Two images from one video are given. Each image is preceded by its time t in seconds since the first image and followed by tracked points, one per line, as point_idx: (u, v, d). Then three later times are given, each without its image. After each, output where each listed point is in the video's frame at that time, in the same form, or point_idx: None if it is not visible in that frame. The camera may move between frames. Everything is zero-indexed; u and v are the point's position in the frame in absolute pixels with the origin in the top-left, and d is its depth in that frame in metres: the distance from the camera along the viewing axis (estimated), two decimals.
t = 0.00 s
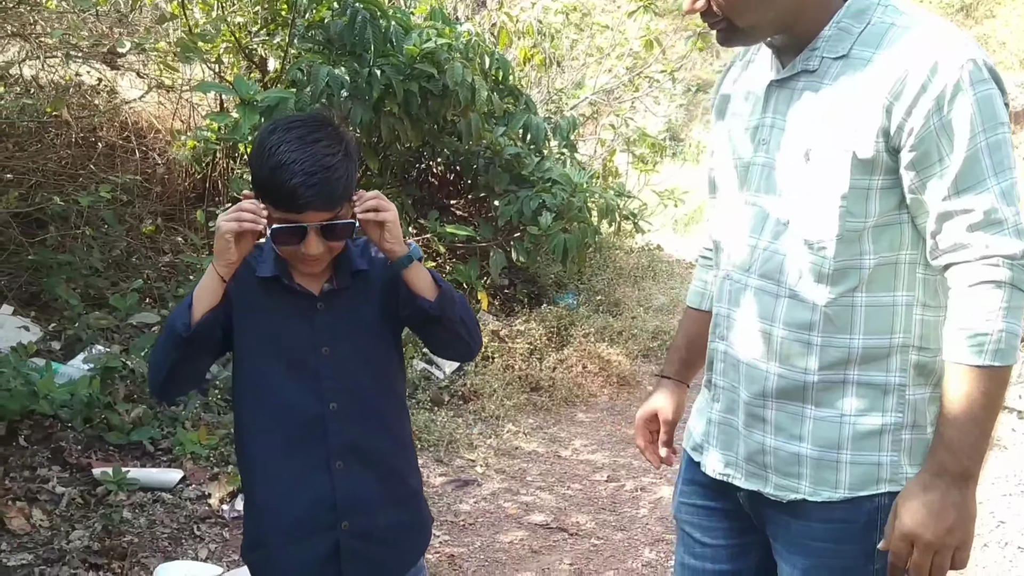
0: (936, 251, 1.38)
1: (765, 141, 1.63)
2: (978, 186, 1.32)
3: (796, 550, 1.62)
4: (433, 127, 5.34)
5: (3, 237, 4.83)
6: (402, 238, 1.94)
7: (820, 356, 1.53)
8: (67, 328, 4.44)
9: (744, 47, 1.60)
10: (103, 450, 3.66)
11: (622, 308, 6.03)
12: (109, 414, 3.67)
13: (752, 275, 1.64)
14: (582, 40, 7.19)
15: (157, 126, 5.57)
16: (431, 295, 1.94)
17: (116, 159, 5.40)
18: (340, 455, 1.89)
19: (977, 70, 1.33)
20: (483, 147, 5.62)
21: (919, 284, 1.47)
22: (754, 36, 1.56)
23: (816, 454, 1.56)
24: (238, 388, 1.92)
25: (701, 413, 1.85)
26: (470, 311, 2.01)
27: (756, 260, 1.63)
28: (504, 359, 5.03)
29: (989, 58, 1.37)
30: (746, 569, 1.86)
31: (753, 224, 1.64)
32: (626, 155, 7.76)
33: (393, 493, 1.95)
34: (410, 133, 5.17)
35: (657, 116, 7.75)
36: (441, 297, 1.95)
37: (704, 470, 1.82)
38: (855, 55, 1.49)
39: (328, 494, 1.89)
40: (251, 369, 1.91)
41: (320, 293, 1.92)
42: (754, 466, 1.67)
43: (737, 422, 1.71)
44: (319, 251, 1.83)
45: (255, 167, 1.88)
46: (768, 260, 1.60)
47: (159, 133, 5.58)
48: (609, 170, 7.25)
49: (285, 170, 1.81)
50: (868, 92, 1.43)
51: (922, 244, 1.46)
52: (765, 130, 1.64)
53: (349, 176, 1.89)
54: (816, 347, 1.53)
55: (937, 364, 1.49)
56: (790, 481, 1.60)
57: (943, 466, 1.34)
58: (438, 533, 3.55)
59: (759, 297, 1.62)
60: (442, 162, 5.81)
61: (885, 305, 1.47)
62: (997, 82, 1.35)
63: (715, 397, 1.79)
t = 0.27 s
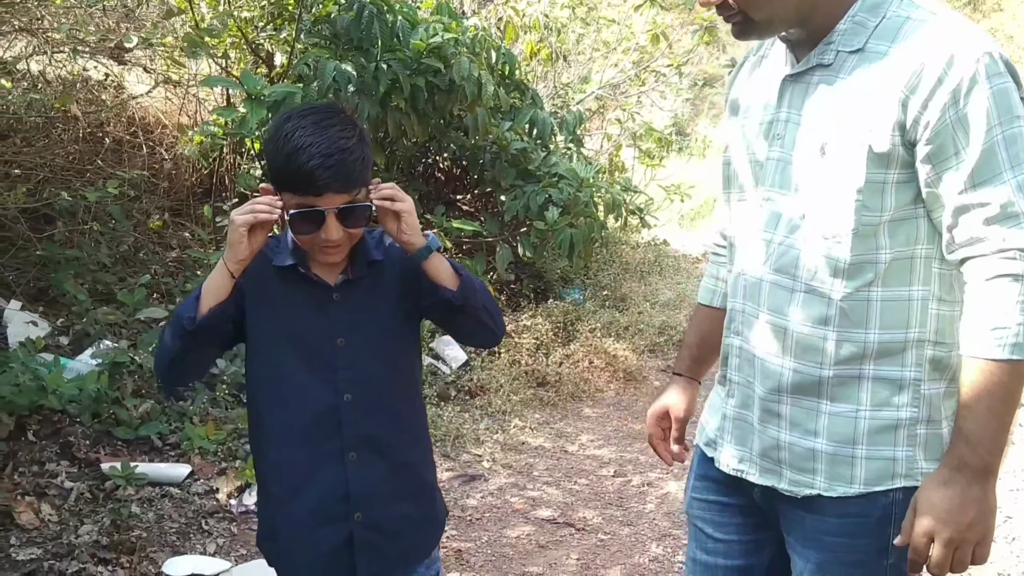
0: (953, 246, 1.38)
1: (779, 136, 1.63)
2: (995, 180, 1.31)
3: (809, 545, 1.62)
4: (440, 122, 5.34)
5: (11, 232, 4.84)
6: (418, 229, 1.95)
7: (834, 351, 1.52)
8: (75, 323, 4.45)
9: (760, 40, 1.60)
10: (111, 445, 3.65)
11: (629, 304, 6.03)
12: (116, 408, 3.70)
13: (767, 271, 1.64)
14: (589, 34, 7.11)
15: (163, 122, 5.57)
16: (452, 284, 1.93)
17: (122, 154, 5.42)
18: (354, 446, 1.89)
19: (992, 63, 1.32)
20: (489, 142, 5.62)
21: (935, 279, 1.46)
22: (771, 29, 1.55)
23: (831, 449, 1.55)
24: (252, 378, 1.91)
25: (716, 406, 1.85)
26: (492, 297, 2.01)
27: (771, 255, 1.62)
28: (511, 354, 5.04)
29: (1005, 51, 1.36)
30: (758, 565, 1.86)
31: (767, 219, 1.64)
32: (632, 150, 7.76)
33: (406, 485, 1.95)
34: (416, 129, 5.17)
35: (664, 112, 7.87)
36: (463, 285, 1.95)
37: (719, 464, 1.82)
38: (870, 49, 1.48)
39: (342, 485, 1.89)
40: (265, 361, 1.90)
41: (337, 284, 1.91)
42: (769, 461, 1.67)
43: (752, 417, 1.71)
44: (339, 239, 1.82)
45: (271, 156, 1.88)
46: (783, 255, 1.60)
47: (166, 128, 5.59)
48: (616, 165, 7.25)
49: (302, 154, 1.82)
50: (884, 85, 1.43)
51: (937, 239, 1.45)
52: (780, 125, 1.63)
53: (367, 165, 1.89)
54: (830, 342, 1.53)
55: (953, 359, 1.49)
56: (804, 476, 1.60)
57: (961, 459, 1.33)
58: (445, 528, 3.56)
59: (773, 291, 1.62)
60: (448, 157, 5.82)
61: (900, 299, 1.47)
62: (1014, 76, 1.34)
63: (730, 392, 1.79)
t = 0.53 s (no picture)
0: (963, 241, 1.37)
1: (789, 133, 1.62)
2: (1005, 175, 1.31)
3: (818, 542, 1.61)
4: (446, 120, 5.34)
5: (19, 230, 4.86)
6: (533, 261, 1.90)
7: (844, 347, 1.52)
8: (81, 321, 4.47)
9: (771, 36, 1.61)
10: (118, 442, 3.68)
11: (634, 302, 6.02)
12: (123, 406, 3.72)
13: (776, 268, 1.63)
14: (595, 32, 7.11)
15: (169, 120, 5.58)
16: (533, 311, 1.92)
17: (130, 153, 5.37)
18: (368, 436, 1.89)
19: (1002, 58, 1.32)
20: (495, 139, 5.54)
21: (944, 276, 1.46)
22: (783, 25, 1.57)
23: (841, 446, 1.55)
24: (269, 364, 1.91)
25: (727, 400, 1.84)
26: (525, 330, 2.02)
27: (781, 252, 1.62)
28: (517, 351, 5.04)
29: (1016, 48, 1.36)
30: (764, 563, 1.85)
31: (777, 215, 1.64)
32: (638, 148, 7.76)
33: (418, 476, 1.94)
34: (422, 127, 5.17)
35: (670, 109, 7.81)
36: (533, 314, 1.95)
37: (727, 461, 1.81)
38: (880, 46, 1.47)
39: (355, 475, 1.89)
40: (281, 349, 1.89)
41: (352, 274, 1.91)
42: (778, 458, 1.67)
43: (761, 414, 1.71)
44: (357, 205, 1.87)
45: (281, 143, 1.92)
46: (793, 251, 1.59)
47: (172, 127, 5.59)
48: (622, 163, 7.25)
49: (313, 127, 1.87)
50: (895, 82, 1.42)
51: (947, 235, 1.45)
52: (789, 123, 1.63)
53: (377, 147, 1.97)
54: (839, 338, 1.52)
55: (962, 356, 1.48)
56: (813, 473, 1.60)
57: (972, 454, 1.32)
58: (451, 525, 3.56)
59: (783, 288, 1.62)
60: (454, 155, 5.82)
61: (910, 295, 1.46)
62: None
63: (738, 389, 1.78)
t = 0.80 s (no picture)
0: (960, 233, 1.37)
1: (786, 129, 1.62)
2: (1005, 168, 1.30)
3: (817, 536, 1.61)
4: (446, 118, 5.34)
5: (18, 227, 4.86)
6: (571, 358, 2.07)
7: (842, 342, 1.52)
8: (81, 318, 4.47)
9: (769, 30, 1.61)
10: (117, 440, 3.68)
11: (634, 299, 6.02)
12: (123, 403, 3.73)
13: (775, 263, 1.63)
14: (595, 29, 7.13)
15: (169, 117, 5.58)
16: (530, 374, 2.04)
17: (129, 150, 5.38)
18: (360, 414, 1.90)
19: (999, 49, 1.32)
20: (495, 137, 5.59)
21: (942, 270, 1.46)
22: (780, 16, 1.56)
23: (840, 440, 1.54)
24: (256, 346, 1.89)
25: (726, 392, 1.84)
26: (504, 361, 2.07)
27: (780, 246, 1.62)
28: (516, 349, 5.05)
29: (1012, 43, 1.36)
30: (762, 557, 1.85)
31: (775, 210, 1.63)
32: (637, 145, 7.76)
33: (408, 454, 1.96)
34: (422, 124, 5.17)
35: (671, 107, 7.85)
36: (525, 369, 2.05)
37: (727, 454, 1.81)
38: (877, 42, 1.47)
39: (349, 454, 1.90)
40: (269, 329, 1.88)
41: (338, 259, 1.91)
42: (776, 453, 1.66)
43: (759, 408, 1.70)
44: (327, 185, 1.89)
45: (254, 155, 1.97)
46: (791, 246, 1.59)
47: (172, 124, 5.60)
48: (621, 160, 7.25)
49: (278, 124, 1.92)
50: (890, 77, 1.42)
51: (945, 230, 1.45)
52: (785, 119, 1.63)
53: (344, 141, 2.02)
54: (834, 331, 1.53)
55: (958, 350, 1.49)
56: (812, 466, 1.59)
57: (977, 444, 1.32)
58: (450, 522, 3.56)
59: (781, 282, 1.62)
60: (455, 152, 5.80)
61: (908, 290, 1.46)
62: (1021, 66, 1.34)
63: (736, 383, 1.78)
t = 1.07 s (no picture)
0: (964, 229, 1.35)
1: (794, 130, 1.62)
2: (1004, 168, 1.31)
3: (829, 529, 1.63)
4: (454, 111, 5.35)
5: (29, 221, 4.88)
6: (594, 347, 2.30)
7: (855, 337, 1.53)
8: (92, 310, 4.51)
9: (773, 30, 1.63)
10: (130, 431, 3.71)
11: (643, 293, 6.03)
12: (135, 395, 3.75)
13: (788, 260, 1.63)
14: (603, 23, 7.15)
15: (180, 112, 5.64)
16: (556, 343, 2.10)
17: (139, 144, 5.45)
18: (342, 410, 1.97)
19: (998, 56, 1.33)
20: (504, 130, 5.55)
21: (955, 266, 1.45)
22: (782, 15, 1.58)
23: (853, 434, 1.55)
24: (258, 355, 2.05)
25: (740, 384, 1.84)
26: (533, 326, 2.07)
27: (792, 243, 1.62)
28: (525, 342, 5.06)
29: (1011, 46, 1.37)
30: (772, 543, 1.88)
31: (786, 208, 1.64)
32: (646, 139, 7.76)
33: (401, 450, 2.01)
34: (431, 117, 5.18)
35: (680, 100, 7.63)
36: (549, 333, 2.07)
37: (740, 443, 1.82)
38: (880, 44, 1.48)
39: (335, 446, 1.98)
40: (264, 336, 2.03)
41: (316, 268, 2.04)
42: (786, 444, 1.67)
43: (771, 404, 1.71)
44: (282, 197, 2.04)
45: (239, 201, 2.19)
46: (804, 243, 1.59)
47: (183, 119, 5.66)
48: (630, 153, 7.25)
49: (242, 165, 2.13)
50: (895, 79, 1.43)
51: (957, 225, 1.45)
52: (793, 120, 1.63)
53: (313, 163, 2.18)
54: (846, 326, 1.53)
55: (971, 344, 1.48)
56: (825, 455, 1.60)
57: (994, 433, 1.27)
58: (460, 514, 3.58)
59: (793, 280, 1.62)
60: (463, 146, 5.71)
61: (921, 287, 1.46)
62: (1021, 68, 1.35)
63: (750, 380, 1.77)
